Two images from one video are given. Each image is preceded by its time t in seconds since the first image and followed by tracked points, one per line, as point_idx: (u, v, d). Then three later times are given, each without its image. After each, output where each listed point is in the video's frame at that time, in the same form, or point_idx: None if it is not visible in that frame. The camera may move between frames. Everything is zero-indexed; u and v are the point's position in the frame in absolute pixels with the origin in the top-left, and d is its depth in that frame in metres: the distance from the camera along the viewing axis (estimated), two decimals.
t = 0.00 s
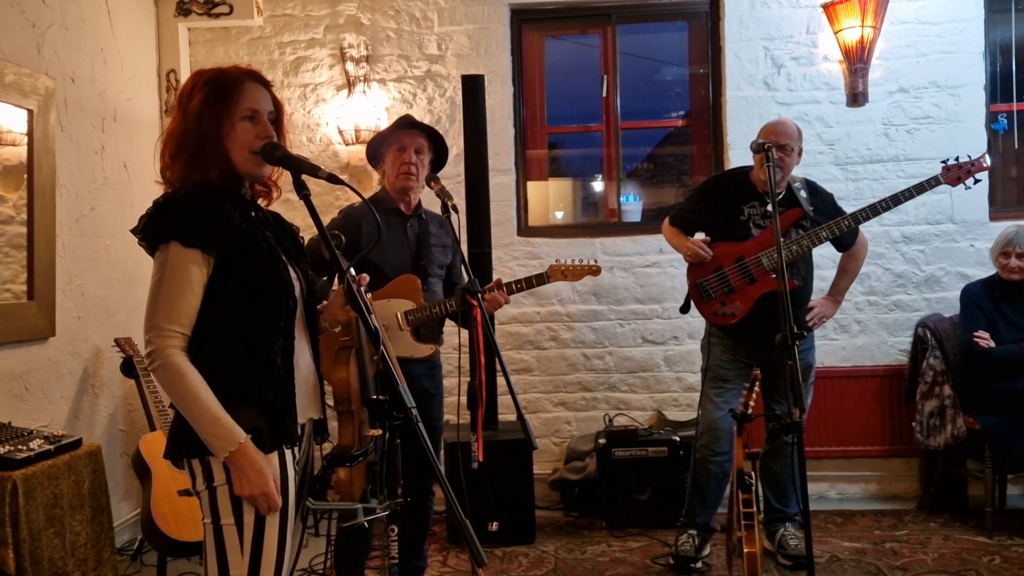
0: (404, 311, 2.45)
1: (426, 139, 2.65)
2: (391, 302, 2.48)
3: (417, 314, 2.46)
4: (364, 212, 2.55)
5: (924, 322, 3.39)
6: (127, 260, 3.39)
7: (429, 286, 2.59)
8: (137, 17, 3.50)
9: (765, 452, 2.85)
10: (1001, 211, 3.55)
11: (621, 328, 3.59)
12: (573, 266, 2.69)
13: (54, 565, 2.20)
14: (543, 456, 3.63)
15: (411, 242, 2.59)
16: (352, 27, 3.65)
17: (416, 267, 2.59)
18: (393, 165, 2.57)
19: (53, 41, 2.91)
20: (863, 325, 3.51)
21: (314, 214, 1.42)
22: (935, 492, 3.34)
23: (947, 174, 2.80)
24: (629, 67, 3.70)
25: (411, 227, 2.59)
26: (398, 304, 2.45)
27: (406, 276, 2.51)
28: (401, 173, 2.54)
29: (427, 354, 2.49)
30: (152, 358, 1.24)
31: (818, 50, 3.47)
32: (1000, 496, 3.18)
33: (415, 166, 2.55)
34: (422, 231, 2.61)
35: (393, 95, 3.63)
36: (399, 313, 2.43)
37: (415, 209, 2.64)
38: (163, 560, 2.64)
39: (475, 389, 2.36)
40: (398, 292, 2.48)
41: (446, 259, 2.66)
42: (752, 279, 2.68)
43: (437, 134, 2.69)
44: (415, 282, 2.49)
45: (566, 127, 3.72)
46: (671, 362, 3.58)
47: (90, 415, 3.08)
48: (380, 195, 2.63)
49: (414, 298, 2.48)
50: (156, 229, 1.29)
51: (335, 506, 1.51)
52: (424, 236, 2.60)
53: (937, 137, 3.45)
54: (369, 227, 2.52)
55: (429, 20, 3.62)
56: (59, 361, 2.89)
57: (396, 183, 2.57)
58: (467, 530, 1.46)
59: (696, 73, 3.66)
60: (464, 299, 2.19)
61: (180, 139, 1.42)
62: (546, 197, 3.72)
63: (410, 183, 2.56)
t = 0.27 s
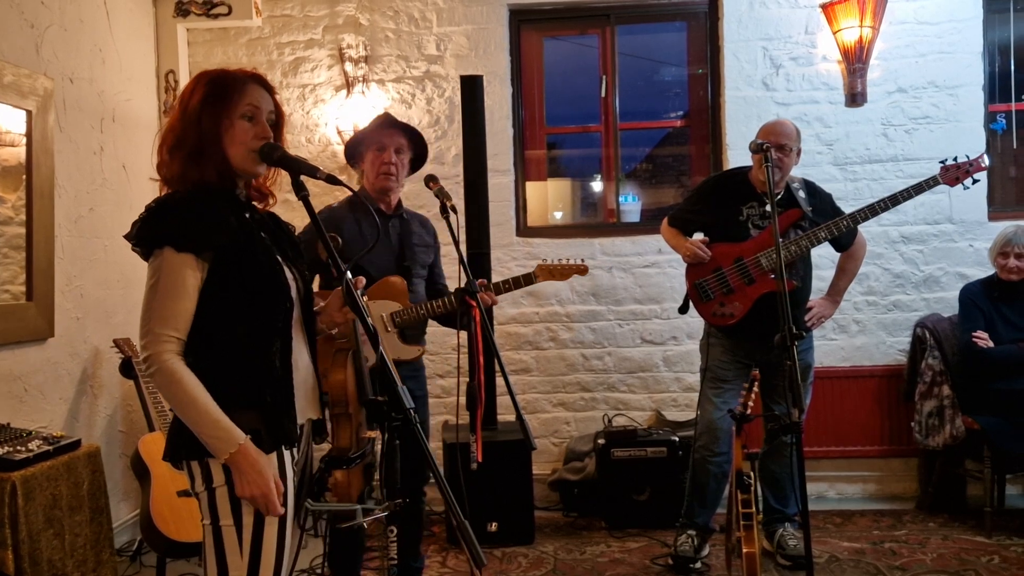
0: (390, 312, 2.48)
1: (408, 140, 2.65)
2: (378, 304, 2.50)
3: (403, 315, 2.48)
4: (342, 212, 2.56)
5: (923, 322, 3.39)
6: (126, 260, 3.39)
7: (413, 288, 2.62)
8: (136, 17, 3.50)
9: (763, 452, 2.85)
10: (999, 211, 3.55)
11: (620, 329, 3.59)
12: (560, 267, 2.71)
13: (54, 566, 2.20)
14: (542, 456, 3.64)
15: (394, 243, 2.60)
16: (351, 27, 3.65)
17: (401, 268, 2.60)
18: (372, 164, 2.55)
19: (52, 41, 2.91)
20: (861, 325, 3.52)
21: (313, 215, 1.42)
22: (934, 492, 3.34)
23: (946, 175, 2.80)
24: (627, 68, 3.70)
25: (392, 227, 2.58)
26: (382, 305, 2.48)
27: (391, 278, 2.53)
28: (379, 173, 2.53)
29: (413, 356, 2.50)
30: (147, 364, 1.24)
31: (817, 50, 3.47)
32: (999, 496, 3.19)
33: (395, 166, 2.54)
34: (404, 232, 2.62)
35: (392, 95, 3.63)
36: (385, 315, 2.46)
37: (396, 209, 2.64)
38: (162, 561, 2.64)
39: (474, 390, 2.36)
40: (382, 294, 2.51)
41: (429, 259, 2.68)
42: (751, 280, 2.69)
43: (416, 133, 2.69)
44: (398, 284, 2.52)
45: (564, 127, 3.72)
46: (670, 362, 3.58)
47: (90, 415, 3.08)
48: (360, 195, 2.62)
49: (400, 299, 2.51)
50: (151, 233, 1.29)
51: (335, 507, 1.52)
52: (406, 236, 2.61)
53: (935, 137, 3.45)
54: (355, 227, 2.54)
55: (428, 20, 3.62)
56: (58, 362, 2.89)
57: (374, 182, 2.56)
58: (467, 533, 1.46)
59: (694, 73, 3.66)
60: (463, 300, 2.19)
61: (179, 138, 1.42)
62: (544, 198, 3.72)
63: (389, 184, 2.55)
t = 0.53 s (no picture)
0: (394, 312, 2.54)
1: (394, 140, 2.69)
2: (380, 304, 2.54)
3: (407, 315, 2.54)
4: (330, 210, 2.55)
5: (923, 322, 3.39)
6: (126, 261, 3.39)
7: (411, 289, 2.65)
8: (136, 18, 3.50)
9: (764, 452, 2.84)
10: (999, 211, 3.55)
11: (619, 329, 3.59)
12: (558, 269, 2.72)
13: (53, 567, 2.20)
14: (542, 457, 3.63)
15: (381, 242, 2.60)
16: (350, 28, 3.65)
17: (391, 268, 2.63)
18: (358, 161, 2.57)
19: (51, 42, 2.91)
20: (861, 326, 3.52)
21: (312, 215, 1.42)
22: (935, 492, 3.34)
23: (945, 175, 2.80)
24: (627, 68, 3.70)
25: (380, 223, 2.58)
26: (386, 306, 2.52)
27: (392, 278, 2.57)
28: (366, 170, 2.54)
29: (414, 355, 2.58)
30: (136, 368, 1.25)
31: (816, 51, 3.47)
32: (999, 496, 3.19)
33: (380, 164, 2.55)
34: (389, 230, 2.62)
35: (391, 96, 3.63)
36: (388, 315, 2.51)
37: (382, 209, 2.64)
38: (162, 562, 2.64)
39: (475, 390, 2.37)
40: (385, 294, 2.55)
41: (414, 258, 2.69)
42: (751, 279, 2.69)
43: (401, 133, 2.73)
44: (398, 284, 2.57)
45: (564, 128, 3.72)
46: (670, 362, 3.58)
47: (90, 416, 3.08)
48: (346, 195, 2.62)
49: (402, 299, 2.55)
50: (146, 233, 1.28)
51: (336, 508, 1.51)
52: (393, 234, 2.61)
53: (935, 137, 3.45)
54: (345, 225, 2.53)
55: (428, 21, 3.62)
56: (58, 362, 2.89)
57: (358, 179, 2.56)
58: (468, 534, 1.47)
59: (694, 73, 3.66)
60: (463, 300, 2.19)
61: (176, 138, 1.42)
62: (544, 198, 3.72)
63: (375, 181, 2.56)
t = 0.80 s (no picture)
0: (415, 304, 2.55)
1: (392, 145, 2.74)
2: (402, 295, 2.56)
3: (427, 307, 2.57)
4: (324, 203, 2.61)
5: (922, 322, 3.39)
6: (125, 262, 3.39)
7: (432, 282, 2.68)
8: (135, 19, 3.50)
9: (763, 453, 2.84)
10: (998, 211, 3.55)
11: (619, 329, 3.59)
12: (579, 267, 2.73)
13: (53, 568, 2.20)
14: (542, 457, 3.64)
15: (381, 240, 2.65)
16: (350, 29, 3.65)
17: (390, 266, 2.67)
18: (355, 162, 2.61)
19: (51, 43, 2.91)
20: (860, 326, 3.52)
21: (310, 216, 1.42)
22: (934, 492, 3.34)
23: (944, 175, 2.80)
24: (626, 68, 3.70)
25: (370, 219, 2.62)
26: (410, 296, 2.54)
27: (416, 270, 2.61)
28: (362, 174, 2.60)
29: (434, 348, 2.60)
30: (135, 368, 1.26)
31: (815, 51, 3.47)
32: (999, 496, 3.19)
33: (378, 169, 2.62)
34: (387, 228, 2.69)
35: (390, 96, 3.63)
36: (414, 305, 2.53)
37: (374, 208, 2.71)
38: (162, 563, 2.64)
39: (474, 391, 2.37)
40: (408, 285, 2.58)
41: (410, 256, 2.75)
42: (750, 279, 2.69)
43: (401, 136, 2.76)
44: (421, 277, 2.60)
45: (563, 128, 3.72)
46: (669, 363, 3.59)
47: (89, 416, 3.08)
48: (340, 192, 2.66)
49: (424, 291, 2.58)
50: (143, 234, 1.28)
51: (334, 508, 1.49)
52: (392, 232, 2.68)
53: (934, 137, 3.45)
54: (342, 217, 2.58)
55: (427, 21, 3.62)
56: (57, 363, 2.89)
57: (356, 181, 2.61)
58: (467, 535, 1.47)
59: (693, 74, 3.66)
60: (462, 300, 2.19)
61: (174, 138, 1.42)
62: (544, 198, 3.72)
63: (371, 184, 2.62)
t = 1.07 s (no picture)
0: (404, 306, 2.56)
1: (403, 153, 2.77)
2: (390, 298, 2.57)
3: (417, 308, 2.57)
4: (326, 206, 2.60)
5: (922, 322, 3.39)
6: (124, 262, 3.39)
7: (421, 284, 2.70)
8: (134, 19, 3.50)
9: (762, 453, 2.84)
10: (998, 211, 3.55)
11: (618, 329, 3.59)
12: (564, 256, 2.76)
13: (52, 569, 2.20)
14: (541, 457, 3.64)
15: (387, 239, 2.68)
16: (349, 29, 3.65)
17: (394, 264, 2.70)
18: (369, 168, 2.61)
19: (50, 43, 2.91)
20: (860, 326, 3.52)
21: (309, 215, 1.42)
22: (934, 492, 3.34)
23: (943, 175, 2.80)
24: (626, 68, 3.70)
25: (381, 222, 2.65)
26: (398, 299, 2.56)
27: (403, 273, 2.62)
28: (378, 182, 2.61)
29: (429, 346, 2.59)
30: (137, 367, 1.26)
31: (815, 51, 3.47)
32: (998, 496, 3.19)
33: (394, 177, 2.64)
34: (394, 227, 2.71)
35: (390, 96, 3.62)
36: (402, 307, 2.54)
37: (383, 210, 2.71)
38: (161, 564, 2.64)
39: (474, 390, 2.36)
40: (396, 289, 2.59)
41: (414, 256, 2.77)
42: (750, 280, 2.69)
43: (413, 142, 2.82)
44: (408, 279, 2.60)
45: (563, 128, 3.72)
46: (669, 363, 3.59)
47: (89, 417, 3.08)
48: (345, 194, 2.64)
49: (412, 292, 2.59)
50: (144, 234, 1.28)
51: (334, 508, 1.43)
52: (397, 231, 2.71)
53: (934, 137, 3.45)
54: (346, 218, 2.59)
55: (427, 21, 3.62)
56: (57, 364, 2.89)
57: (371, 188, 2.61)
58: (467, 535, 1.46)
59: (692, 74, 3.66)
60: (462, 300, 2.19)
61: (174, 139, 1.42)
62: (543, 198, 3.72)
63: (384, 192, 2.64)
